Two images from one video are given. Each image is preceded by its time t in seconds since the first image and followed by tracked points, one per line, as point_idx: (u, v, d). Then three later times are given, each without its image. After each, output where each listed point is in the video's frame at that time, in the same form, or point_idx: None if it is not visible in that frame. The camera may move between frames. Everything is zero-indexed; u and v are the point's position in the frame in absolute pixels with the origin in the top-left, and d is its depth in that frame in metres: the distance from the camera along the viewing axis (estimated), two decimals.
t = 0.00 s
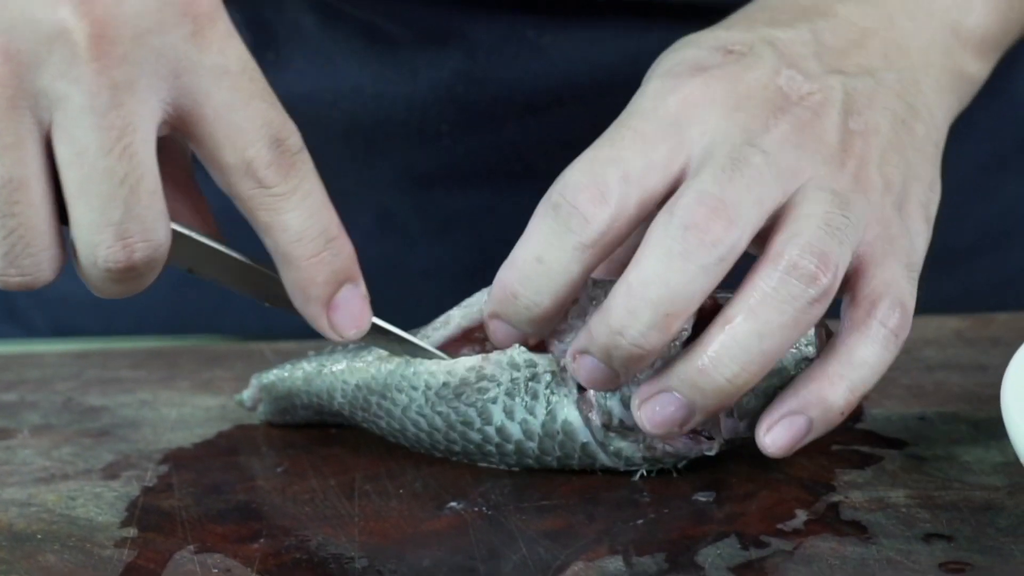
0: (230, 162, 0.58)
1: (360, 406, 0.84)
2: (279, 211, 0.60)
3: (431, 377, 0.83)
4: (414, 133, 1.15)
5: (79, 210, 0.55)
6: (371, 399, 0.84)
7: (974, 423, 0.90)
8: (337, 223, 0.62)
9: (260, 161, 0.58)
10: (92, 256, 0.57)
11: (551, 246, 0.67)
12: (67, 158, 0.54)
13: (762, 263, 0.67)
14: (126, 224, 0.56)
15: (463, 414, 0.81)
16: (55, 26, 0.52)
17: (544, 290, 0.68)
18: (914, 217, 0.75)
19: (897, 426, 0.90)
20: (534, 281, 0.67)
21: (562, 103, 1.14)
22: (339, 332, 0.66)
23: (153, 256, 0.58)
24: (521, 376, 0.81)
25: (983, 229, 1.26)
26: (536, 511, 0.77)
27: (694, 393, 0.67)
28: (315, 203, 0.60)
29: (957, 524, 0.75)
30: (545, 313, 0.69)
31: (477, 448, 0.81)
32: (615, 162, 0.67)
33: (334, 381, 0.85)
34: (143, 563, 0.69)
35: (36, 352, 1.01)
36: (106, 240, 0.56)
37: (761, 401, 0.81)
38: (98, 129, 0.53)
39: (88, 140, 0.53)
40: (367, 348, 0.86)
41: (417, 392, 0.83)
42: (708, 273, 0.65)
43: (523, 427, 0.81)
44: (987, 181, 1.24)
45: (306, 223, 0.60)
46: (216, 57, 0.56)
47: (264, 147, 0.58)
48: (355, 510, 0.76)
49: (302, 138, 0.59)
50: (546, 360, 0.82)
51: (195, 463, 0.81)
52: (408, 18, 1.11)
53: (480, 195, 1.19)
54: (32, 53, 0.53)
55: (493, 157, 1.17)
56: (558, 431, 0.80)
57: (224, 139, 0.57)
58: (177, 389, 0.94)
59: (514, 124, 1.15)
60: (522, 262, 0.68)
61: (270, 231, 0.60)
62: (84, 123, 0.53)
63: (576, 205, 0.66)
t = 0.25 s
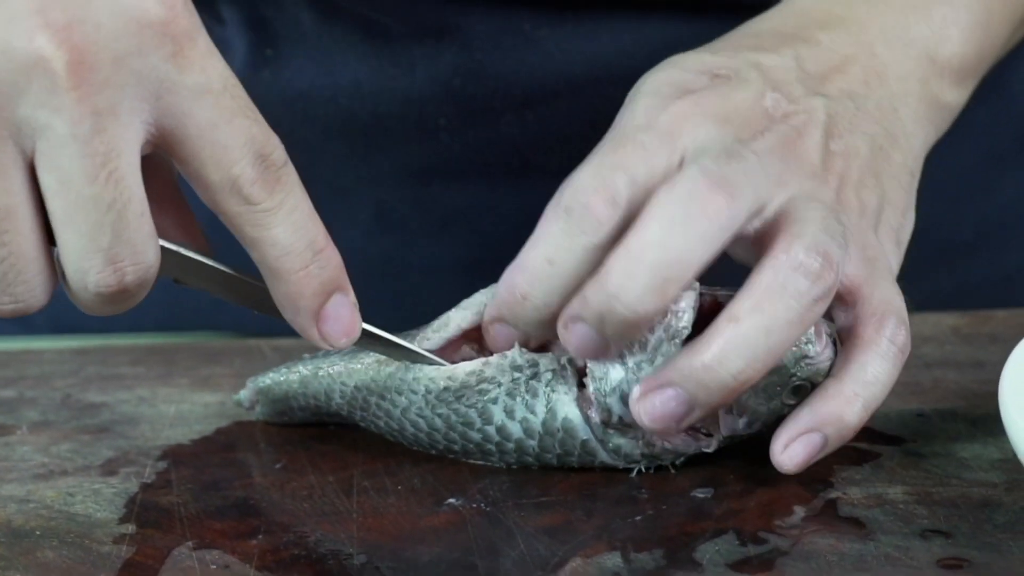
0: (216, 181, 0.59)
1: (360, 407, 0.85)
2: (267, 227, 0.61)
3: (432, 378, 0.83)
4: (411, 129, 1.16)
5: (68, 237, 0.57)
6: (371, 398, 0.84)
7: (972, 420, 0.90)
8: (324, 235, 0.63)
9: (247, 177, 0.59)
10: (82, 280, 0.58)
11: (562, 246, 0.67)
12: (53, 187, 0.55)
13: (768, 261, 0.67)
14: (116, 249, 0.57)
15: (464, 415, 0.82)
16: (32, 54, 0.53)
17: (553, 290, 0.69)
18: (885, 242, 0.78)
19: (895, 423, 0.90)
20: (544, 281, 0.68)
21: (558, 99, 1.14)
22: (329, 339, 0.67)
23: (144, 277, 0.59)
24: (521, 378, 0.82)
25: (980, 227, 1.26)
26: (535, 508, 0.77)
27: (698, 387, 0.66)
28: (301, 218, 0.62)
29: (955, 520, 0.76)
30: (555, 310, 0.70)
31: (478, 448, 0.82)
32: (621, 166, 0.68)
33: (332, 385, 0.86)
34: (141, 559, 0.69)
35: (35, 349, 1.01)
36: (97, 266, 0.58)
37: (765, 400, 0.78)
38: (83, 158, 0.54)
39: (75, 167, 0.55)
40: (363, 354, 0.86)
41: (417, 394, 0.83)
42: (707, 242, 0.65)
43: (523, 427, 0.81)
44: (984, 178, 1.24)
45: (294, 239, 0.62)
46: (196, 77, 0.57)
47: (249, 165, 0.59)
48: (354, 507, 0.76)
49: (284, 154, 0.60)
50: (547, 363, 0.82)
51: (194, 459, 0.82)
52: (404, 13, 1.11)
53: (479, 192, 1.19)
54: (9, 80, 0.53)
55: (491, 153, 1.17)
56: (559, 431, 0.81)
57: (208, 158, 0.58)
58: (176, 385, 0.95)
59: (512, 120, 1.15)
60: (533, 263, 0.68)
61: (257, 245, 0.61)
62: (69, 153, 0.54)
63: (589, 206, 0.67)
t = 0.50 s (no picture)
0: (190, 189, 0.60)
1: (356, 396, 0.85)
2: (244, 233, 0.61)
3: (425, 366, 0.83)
4: (411, 125, 1.15)
5: (41, 252, 0.58)
6: (367, 387, 0.84)
7: (972, 414, 0.90)
8: (303, 237, 0.64)
9: (222, 184, 0.60)
10: (57, 293, 0.59)
11: (547, 205, 0.72)
12: (24, 202, 0.56)
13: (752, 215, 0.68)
14: (89, 262, 0.58)
15: (457, 402, 0.82)
16: None
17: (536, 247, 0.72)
18: (889, 219, 0.77)
19: (895, 417, 0.90)
20: (527, 237, 0.72)
21: (558, 93, 1.14)
22: (314, 340, 0.68)
23: (121, 289, 0.60)
24: (511, 362, 0.82)
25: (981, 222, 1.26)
26: (534, 502, 0.76)
27: (682, 332, 0.67)
28: (280, 221, 0.62)
29: (955, 514, 0.75)
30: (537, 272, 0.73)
31: (473, 434, 0.82)
32: (609, 131, 0.73)
33: (328, 374, 0.86)
34: (140, 552, 0.69)
35: (35, 342, 1.01)
36: (70, 280, 0.58)
37: (758, 373, 0.78)
38: (53, 175, 0.55)
39: (45, 183, 0.55)
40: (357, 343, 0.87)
41: (410, 381, 0.83)
42: (645, 228, 0.68)
43: (517, 411, 0.81)
44: (984, 171, 1.24)
45: (273, 241, 0.62)
46: (167, 88, 0.58)
47: (223, 173, 0.60)
48: (353, 500, 0.76)
49: (261, 160, 0.61)
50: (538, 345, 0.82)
51: (193, 453, 0.81)
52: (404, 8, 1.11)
53: (478, 187, 1.19)
54: None
55: (490, 147, 1.17)
56: (552, 415, 0.80)
57: (183, 167, 0.59)
58: (175, 379, 0.94)
59: (511, 115, 1.15)
60: (518, 222, 0.72)
61: (238, 251, 0.62)
62: (38, 169, 0.55)
63: (571, 163, 0.72)
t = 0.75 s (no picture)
0: (182, 156, 0.60)
1: (367, 371, 0.85)
2: (237, 198, 0.61)
3: (437, 341, 0.83)
4: (411, 122, 1.15)
5: (39, 218, 0.59)
6: (379, 363, 0.84)
7: (975, 409, 0.90)
8: (297, 203, 0.63)
9: (214, 151, 0.60)
10: (56, 259, 0.60)
11: (566, 184, 0.71)
12: (18, 172, 0.57)
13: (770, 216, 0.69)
14: (84, 228, 0.59)
15: (464, 382, 0.82)
16: None
17: (554, 228, 0.71)
18: (917, 208, 0.77)
19: (897, 412, 0.90)
20: (545, 215, 0.71)
21: (559, 91, 1.14)
22: (312, 305, 0.67)
23: (117, 254, 0.61)
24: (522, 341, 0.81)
25: (982, 218, 1.26)
26: (536, 496, 0.76)
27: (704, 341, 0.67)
28: (270, 187, 0.62)
29: (957, 509, 0.75)
30: (555, 251, 0.71)
31: (477, 416, 0.82)
32: (630, 111, 0.72)
33: (341, 348, 0.86)
34: (141, 546, 0.69)
35: (35, 337, 1.01)
36: (69, 245, 0.59)
37: (772, 366, 0.80)
38: (43, 143, 0.56)
39: (35, 151, 0.56)
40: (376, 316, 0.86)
41: (423, 358, 0.83)
42: (669, 227, 0.68)
43: (524, 394, 0.81)
44: (986, 167, 1.24)
45: (266, 205, 0.62)
46: (153, 54, 0.58)
47: (213, 138, 0.60)
48: (355, 494, 0.76)
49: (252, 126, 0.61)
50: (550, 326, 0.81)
51: (194, 447, 0.81)
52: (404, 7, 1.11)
53: (479, 184, 1.19)
54: None
55: (491, 144, 1.16)
56: (557, 400, 0.81)
57: (172, 133, 0.59)
58: (176, 373, 0.94)
59: (512, 112, 1.15)
60: (536, 198, 0.71)
61: (233, 215, 0.62)
62: (29, 138, 0.56)
63: (590, 143, 0.71)
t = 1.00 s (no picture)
0: (302, 143, 0.59)
1: (371, 368, 0.85)
2: (348, 188, 0.61)
3: (444, 336, 0.83)
4: (414, 119, 1.15)
5: (162, 195, 0.57)
6: (383, 359, 0.84)
7: (979, 403, 0.90)
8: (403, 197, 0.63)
9: (331, 140, 0.59)
10: (174, 238, 0.59)
11: (577, 172, 0.70)
12: (143, 145, 0.55)
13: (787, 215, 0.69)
14: (210, 205, 0.58)
15: (473, 374, 0.82)
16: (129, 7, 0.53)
17: (564, 216, 0.70)
18: (914, 210, 0.77)
19: (901, 406, 0.90)
20: (556, 205, 0.70)
21: (561, 88, 1.14)
22: (409, 308, 0.66)
23: (233, 237, 0.60)
24: (530, 334, 0.82)
25: (986, 213, 1.26)
26: (540, 490, 0.76)
27: (709, 333, 0.67)
28: (382, 181, 0.61)
29: (962, 503, 0.75)
30: (565, 239, 0.71)
31: (485, 410, 0.82)
32: (642, 100, 0.71)
33: (345, 345, 0.86)
34: (145, 539, 0.69)
35: (39, 331, 1.01)
36: (192, 223, 0.58)
37: (776, 350, 0.80)
38: (180, 112, 0.54)
39: (171, 120, 0.55)
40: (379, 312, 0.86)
41: (429, 352, 0.83)
42: (720, 176, 0.67)
43: (533, 385, 0.81)
44: (990, 163, 1.24)
45: (372, 198, 0.61)
46: (283, 34, 0.57)
47: (332, 125, 0.59)
48: (358, 488, 0.76)
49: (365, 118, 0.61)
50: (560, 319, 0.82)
51: (198, 440, 0.81)
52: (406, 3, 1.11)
53: (482, 180, 1.18)
54: (99, 38, 0.54)
55: (494, 141, 1.16)
56: (566, 389, 0.81)
57: (295, 118, 0.58)
58: (180, 366, 0.94)
59: (514, 109, 1.15)
60: (547, 188, 0.71)
61: (338, 206, 0.61)
62: (165, 109, 0.54)
63: (603, 134, 0.70)
